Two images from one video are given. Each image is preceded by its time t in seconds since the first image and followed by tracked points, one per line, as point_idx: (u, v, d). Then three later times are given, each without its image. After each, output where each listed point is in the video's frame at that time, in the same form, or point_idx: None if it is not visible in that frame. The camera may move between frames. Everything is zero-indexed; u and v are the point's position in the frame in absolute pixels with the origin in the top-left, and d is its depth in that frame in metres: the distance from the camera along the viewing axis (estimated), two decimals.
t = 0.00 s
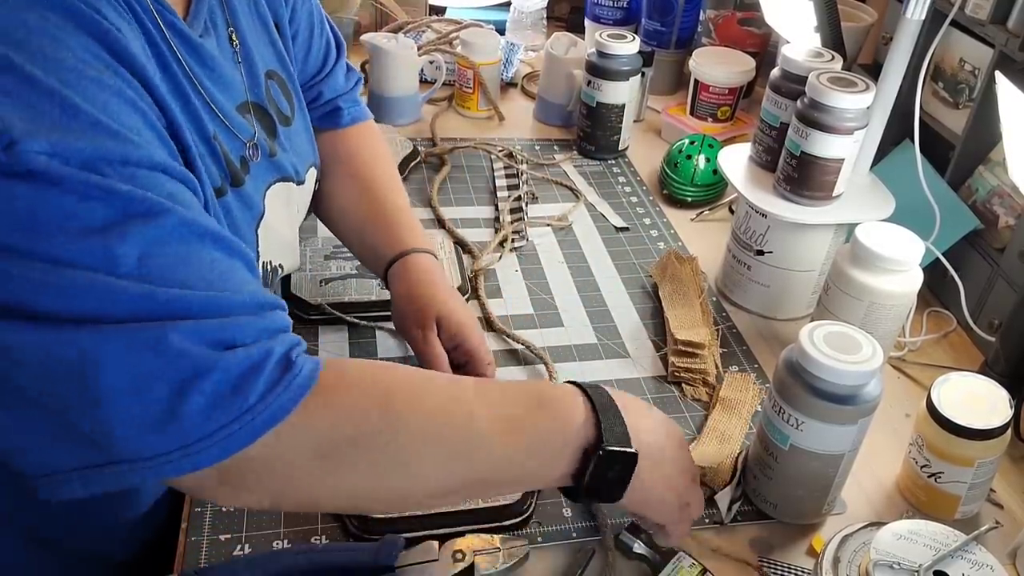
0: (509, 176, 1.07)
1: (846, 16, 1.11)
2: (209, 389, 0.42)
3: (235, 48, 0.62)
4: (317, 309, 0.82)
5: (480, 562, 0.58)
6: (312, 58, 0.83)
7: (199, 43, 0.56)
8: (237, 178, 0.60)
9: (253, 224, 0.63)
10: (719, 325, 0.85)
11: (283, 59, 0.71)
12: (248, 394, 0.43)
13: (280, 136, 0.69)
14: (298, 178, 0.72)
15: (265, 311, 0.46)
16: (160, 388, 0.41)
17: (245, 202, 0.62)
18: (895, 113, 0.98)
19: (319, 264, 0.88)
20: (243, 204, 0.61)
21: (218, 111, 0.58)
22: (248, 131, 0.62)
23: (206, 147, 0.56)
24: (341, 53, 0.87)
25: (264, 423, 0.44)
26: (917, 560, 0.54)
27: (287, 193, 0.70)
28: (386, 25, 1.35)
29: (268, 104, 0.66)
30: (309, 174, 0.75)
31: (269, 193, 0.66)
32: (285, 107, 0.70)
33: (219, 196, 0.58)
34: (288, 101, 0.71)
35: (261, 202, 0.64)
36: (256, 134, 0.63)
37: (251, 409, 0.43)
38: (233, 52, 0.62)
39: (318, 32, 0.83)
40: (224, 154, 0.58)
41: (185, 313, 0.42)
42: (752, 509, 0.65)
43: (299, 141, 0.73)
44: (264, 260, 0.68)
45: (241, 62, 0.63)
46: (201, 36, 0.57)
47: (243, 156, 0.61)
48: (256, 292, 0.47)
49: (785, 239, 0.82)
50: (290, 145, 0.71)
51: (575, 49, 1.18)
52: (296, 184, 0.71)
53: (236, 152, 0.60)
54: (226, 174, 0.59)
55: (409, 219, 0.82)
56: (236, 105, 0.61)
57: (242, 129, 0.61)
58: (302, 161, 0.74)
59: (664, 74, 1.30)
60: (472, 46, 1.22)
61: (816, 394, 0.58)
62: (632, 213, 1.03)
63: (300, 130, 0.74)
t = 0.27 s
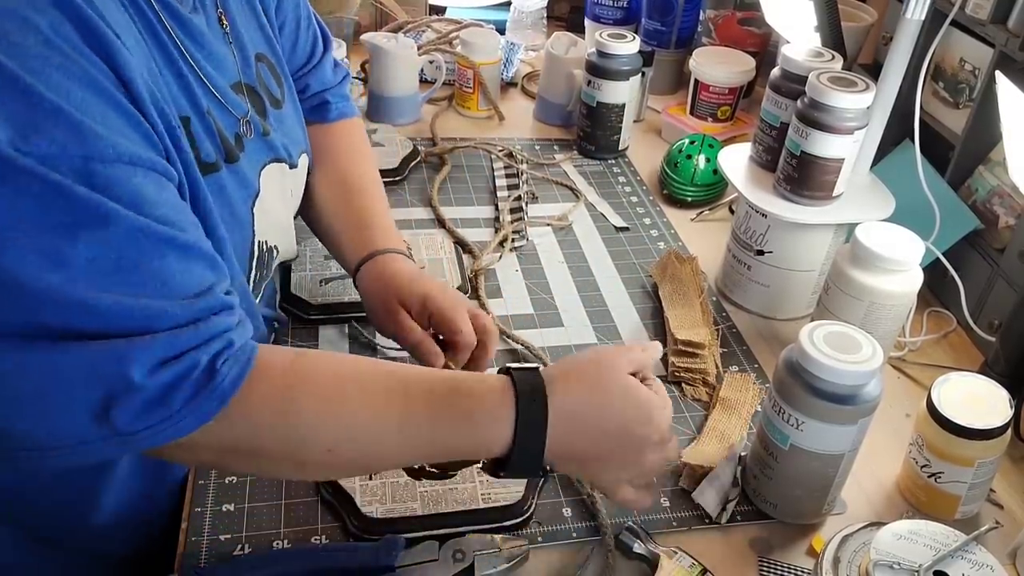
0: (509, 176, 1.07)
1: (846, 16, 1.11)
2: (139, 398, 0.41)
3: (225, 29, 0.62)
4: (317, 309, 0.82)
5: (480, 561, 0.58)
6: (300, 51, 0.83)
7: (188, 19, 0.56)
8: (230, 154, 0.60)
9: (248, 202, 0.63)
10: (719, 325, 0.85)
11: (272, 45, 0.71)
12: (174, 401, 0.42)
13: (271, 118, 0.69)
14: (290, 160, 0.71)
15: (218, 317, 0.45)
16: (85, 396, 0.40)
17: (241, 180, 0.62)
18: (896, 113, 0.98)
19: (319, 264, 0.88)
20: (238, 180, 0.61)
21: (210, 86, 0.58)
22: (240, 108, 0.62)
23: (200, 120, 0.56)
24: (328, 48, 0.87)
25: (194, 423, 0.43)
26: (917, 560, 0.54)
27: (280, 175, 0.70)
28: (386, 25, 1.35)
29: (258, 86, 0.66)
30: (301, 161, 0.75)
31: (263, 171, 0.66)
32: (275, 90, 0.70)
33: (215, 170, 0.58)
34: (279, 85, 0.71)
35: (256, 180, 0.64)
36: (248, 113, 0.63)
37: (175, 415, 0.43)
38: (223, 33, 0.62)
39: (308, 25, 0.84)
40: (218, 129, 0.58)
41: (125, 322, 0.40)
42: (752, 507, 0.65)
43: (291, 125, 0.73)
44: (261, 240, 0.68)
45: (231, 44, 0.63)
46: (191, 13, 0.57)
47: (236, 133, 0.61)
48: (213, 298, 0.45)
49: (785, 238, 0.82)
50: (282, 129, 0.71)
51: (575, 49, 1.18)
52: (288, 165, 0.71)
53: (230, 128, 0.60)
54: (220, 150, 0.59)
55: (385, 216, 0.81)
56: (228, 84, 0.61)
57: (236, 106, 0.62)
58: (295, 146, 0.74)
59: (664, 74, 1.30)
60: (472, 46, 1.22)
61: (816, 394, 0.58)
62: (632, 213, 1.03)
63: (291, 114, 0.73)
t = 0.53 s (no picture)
0: (509, 177, 1.07)
1: (846, 16, 1.11)
2: (259, 322, 0.47)
3: (230, 35, 0.62)
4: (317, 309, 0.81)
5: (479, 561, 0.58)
6: (307, 54, 0.83)
7: (198, 24, 0.56)
8: (237, 158, 0.60)
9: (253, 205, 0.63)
10: (719, 325, 0.85)
11: (275, 50, 0.71)
12: (291, 325, 0.48)
13: (277, 125, 0.69)
14: (293, 167, 0.72)
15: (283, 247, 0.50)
16: (216, 333, 0.45)
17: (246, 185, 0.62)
18: (896, 113, 0.98)
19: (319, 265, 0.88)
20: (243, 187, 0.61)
21: (219, 91, 0.58)
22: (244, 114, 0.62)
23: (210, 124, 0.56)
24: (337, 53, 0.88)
25: (311, 346, 0.49)
26: (917, 560, 0.54)
27: (285, 179, 0.70)
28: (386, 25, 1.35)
29: (263, 92, 0.66)
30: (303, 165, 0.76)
31: (267, 178, 0.66)
32: (279, 98, 0.70)
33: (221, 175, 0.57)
34: (282, 91, 0.71)
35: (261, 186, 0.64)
36: (251, 118, 0.64)
37: (294, 341, 0.48)
38: (228, 39, 0.62)
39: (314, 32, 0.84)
40: (225, 135, 0.58)
41: (208, 268, 0.45)
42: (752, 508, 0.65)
43: (294, 132, 0.73)
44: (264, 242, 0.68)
45: (236, 50, 0.63)
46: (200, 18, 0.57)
47: (242, 138, 0.61)
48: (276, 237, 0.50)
49: (785, 239, 0.83)
50: (286, 135, 0.71)
51: (575, 49, 1.19)
52: (292, 171, 0.71)
53: (236, 133, 0.61)
54: (227, 154, 0.59)
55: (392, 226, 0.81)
56: (233, 91, 0.61)
57: (240, 113, 0.62)
58: (297, 152, 0.74)
59: (664, 74, 1.30)
60: (472, 47, 1.22)
61: (816, 395, 0.58)
62: (632, 213, 1.03)
63: (295, 121, 0.74)
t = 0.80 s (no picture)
0: (509, 177, 1.07)
1: (846, 16, 1.11)
2: (282, 306, 0.48)
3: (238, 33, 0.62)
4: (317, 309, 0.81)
5: (479, 561, 0.58)
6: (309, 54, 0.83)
7: (213, 23, 0.56)
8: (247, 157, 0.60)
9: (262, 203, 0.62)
10: (719, 325, 0.85)
11: (281, 49, 0.71)
12: (313, 310, 0.49)
13: (283, 124, 0.69)
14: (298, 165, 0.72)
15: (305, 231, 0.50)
16: (238, 321, 0.46)
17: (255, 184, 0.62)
18: (896, 113, 0.98)
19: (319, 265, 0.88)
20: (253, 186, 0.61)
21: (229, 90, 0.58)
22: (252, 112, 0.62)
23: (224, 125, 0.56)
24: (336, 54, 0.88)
25: (334, 331, 0.50)
26: (917, 560, 0.54)
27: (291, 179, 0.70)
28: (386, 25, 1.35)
29: (271, 90, 0.66)
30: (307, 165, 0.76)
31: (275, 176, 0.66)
32: (286, 96, 0.70)
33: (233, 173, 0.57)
34: (288, 90, 0.71)
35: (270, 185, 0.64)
36: (259, 116, 0.64)
37: (316, 325, 0.49)
38: (237, 37, 0.62)
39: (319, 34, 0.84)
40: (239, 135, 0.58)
41: (236, 250, 0.46)
42: (752, 509, 0.65)
43: (299, 131, 0.73)
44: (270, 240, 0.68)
45: (244, 47, 0.63)
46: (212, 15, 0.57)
47: (252, 137, 0.61)
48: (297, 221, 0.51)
49: (785, 239, 0.83)
50: (292, 134, 0.71)
51: (575, 49, 1.19)
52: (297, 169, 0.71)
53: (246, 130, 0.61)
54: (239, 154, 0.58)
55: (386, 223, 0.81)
56: (241, 89, 0.61)
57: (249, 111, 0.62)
58: (302, 152, 0.74)
59: (664, 74, 1.30)
60: (472, 47, 1.22)
61: (816, 395, 0.58)
62: (632, 214, 1.03)
63: (299, 121, 0.74)
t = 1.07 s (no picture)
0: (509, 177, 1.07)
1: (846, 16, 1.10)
2: (86, 432, 0.41)
3: (229, 29, 0.63)
4: (317, 309, 0.81)
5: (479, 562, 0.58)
6: (306, 46, 0.85)
7: (195, 19, 0.57)
8: (234, 156, 0.61)
9: (252, 202, 0.64)
10: (719, 324, 0.85)
11: (276, 46, 0.72)
12: (119, 431, 0.42)
13: (276, 119, 0.69)
14: (294, 160, 0.72)
15: (178, 345, 0.45)
16: (41, 419, 0.41)
17: (245, 180, 0.62)
18: (896, 112, 0.98)
19: (319, 264, 0.88)
20: (243, 182, 0.62)
21: (216, 88, 0.59)
22: (245, 109, 0.63)
23: (204, 124, 0.57)
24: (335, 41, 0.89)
25: (141, 455, 0.43)
26: (917, 560, 0.54)
27: (287, 176, 0.71)
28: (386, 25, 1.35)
29: (263, 85, 0.67)
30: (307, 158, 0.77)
31: (268, 173, 0.67)
32: (280, 91, 0.71)
33: (218, 172, 0.58)
34: (283, 85, 0.72)
35: (260, 181, 0.65)
36: (252, 113, 0.64)
37: (122, 445, 0.42)
38: (227, 33, 0.63)
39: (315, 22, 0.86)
40: (221, 131, 0.59)
41: (59, 336, 0.40)
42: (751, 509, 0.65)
43: (293, 125, 0.74)
44: (266, 240, 0.68)
45: (236, 44, 0.64)
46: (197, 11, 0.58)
47: (241, 134, 0.62)
48: (181, 330, 0.46)
49: (786, 239, 0.83)
50: (285, 128, 0.72)
51: (575, 49, 1.19)
52: (293, 165, 0.72)
53: (234, 130, 0.61)
54: (225, 153, 0.59)
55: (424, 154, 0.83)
56: (233, 85, 0.62)
57: (240, 108, 0.62)
58: (299, 146, 0.75)
59: (664, 74, 1.30)
60: (473, 46, 1.22)
61: (816, 394, 0.58)
62: (632, 213, 1.03)
63: (295, 114, 0.75)
